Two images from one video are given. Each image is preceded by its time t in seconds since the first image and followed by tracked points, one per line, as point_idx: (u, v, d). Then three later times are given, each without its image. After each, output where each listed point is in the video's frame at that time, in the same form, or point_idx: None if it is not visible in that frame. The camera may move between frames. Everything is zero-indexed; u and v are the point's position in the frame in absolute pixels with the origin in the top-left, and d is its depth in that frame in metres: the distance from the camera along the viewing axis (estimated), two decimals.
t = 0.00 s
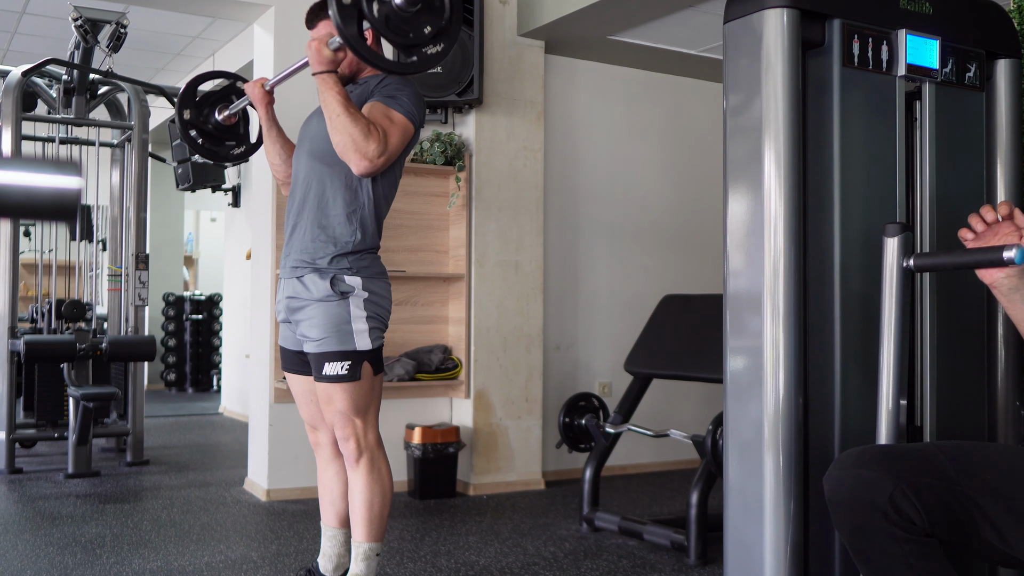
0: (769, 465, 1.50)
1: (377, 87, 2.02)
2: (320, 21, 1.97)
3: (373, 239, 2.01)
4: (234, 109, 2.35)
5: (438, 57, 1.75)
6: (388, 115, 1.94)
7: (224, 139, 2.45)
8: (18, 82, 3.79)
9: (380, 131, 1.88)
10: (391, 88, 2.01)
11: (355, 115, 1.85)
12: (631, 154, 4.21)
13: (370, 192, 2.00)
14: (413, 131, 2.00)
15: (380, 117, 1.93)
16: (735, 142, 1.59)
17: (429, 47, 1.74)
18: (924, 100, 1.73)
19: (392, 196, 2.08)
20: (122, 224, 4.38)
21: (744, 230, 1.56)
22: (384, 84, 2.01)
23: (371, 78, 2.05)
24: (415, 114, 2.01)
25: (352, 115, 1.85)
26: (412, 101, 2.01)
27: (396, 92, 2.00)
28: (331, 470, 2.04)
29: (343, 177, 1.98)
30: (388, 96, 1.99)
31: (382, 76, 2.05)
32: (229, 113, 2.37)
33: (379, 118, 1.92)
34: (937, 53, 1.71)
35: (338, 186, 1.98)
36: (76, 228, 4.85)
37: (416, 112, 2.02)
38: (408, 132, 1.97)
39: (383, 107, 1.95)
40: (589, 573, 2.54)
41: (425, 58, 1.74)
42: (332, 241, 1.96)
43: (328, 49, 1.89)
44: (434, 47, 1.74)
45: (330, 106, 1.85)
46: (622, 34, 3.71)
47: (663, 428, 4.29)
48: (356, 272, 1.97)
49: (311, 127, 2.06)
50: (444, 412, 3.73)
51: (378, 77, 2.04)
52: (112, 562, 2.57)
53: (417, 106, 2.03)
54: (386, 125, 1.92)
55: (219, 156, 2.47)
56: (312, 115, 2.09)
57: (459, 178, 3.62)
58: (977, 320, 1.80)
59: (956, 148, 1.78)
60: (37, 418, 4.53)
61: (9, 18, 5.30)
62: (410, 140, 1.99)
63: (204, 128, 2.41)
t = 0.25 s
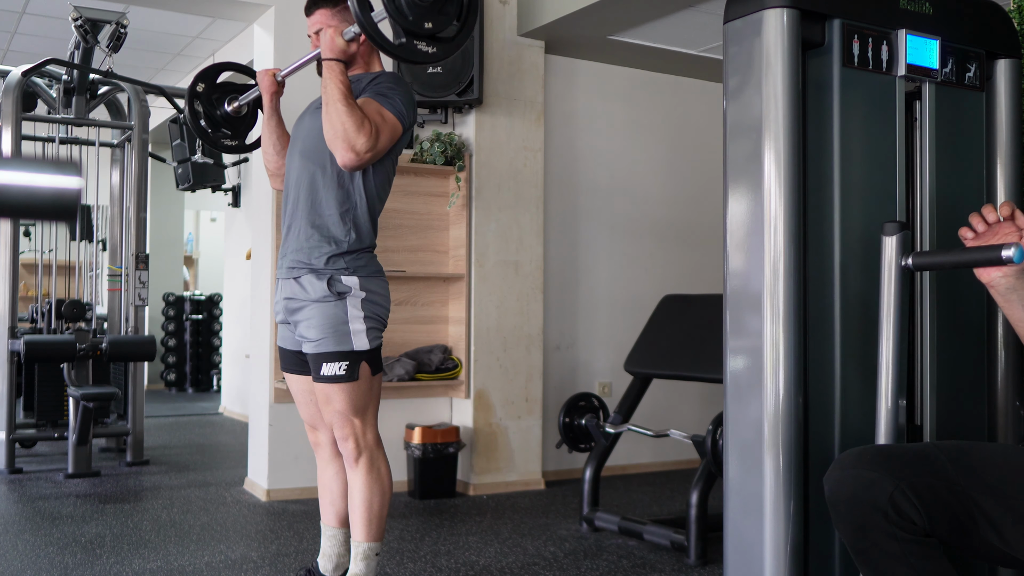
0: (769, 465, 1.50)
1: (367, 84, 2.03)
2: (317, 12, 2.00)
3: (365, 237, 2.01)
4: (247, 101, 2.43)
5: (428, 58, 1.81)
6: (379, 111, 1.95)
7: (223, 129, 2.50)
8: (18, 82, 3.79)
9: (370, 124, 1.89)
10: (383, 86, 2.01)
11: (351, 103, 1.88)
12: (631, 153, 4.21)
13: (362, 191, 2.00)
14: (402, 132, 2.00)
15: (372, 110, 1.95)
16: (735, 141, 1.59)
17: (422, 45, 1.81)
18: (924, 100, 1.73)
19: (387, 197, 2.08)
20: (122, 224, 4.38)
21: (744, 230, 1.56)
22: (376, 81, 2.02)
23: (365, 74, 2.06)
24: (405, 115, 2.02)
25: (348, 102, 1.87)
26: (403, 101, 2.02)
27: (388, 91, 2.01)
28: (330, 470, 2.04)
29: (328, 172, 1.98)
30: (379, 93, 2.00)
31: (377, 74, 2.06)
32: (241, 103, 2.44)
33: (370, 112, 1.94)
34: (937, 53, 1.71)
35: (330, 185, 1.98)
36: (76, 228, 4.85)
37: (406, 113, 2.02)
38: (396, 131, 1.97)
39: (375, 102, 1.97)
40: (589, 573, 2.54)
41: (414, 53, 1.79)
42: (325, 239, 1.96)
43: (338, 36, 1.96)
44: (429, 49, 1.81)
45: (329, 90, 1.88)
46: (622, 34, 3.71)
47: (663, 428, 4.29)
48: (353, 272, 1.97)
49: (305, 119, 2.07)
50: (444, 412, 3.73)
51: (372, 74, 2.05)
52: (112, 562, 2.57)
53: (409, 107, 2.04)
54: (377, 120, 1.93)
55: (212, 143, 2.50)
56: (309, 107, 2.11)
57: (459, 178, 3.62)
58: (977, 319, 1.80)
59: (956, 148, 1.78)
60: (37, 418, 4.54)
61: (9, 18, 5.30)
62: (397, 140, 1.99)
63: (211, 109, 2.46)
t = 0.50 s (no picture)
0: (769, 466, 1.50)
1: (365, 84, 2.03)
2: (317, 8, 2.01)
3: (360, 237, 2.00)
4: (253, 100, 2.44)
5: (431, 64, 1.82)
6: (378, 112, 1.96)
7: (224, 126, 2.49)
8: (18, 82, 3.79)
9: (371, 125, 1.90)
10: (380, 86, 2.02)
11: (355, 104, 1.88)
12: (631, 153, 4.21)
13: (360, 193, 2.00)
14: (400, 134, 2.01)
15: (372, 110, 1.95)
16: (735, 141, 1.58)
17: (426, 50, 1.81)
18: (924, 100, 1.73)
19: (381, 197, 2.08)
20: (122, 224, 4.38)
21: (744, 230, 1.56)
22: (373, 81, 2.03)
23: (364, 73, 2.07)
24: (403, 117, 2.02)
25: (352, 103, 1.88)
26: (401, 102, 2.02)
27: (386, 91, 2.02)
28: (329, 470, 2.04)
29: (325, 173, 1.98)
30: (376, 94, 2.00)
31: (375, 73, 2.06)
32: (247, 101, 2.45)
33: (370, 112, 1.94)
34: (937, 53, 1.71)
35: (327, 186, 1.98)
36: (76, 228, 4.85)
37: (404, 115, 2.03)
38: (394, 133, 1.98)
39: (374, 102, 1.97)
40: (589, 573, 2.54)
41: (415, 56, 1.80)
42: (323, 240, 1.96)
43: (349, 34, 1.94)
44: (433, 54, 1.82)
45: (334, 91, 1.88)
46: (622, 34, 3.71)
47: (663, 428, 4.29)
48: (350, 273, 1.97)
49: (304, 116, 2.08)
50: (444, 413, 3.73)
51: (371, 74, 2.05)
52: (112, 562, 2.57)
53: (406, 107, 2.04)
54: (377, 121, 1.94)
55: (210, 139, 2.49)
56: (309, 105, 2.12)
57: (459, 177, 3.62)
58: (977, 320, 1.80)
59: (956, 148, 1.78)
60: (37, 418, 4.54)
61: (9, 18, 5.30)
62: (394, 141, 2.00)
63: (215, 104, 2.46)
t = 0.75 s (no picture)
0: (769, 466, 1.50)
1: (376, 89, 2.03)
2: (319, 14, 1.99)
3: (377, 239, 2.02)
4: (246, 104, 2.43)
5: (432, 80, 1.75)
6: (390, 118, 1.96)
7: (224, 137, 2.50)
8: (18, 82, 3.79)
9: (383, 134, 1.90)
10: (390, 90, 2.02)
11: (363, 118, 1.88)
12: (631, 153, 4.21)
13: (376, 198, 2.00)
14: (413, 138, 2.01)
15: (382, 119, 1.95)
16: (735, 141, 1.58)
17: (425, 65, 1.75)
18: (924, 100, 1.73)
19: (399, 198, 2.08)
20: (122, 224, 4.38)
21: (744, 230, 1.56)
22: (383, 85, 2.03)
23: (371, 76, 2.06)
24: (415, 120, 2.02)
25: (360, 119, 1.87)
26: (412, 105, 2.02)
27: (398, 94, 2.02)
28: (333, 470, 2.04)
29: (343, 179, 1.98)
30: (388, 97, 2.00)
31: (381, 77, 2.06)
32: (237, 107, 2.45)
33: (381, 120, 1.94)
34: (937, 53, 1.71)
35: (344, 190, 1.98)
36: (76, 228, 4.85)
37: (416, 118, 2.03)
38: (409, 137, 1.98)
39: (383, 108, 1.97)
40: (589, 573, 2.54)
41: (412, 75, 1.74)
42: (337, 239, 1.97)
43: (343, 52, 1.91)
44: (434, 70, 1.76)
45: (341, 109, 1.87)
46: (622, 34, 3.71)
47: (663, 428, 4.29)
48: (365, 274, 1.98)
49: (314, 122, 2.07)
50: (444, 413, 3.73)
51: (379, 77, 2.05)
52: (112, 562, 2.57)
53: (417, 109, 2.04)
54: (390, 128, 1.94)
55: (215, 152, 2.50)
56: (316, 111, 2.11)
57: (459, 178, 3.62)
58: (977, 320, 1.80)
59: (956, 148, 1.78)
60: (37, 418, 4.54)
61: (9, 18, 5.30)
62: (410, 146, 2.01)
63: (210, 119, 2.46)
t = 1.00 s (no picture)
0: (769, 465, 1.50)
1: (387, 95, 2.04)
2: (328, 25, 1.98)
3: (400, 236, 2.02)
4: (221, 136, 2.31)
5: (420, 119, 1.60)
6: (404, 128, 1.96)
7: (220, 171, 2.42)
8: (18, 82, 3.79)
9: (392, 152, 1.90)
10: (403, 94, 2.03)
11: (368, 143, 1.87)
12: (631, 153, 4.21)
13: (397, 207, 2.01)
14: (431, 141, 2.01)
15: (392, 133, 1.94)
16: (735, 141, 1.58)
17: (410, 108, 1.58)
18: (924, 100, 1.73)
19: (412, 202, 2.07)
20: (122, 224, 4.38)
21: (744, 229, 1.56)
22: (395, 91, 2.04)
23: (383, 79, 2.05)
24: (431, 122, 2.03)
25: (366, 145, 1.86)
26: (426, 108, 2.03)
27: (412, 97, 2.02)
28: (339, 469, 2.04)
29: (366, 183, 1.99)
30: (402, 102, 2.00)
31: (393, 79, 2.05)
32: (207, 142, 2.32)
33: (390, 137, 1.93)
34: (937, 53, 1.71)
35: (365, 201, 1.99)
36: (76, 228, 4.85)
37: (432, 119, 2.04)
38: (425, 143, 1.99)
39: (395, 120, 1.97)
40: (589, 573, 2.54)
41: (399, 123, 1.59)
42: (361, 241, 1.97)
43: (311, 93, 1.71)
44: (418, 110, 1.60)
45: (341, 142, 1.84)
46: (622, 34, 3.71)
47: (663, 428, 4.29)
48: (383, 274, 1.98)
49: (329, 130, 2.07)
50: (444, 413, 3.73)
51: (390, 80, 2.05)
52: (112, 562, 2.57)
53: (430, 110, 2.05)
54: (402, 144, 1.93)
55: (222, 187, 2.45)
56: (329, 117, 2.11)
57: (459, 178, 3.62)
58: (978, 321, 1.80)
59: (956, 148, 1.78)
60: (37, 418, 4.54)
61: (9, 18, 5.30)
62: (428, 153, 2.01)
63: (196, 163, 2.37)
